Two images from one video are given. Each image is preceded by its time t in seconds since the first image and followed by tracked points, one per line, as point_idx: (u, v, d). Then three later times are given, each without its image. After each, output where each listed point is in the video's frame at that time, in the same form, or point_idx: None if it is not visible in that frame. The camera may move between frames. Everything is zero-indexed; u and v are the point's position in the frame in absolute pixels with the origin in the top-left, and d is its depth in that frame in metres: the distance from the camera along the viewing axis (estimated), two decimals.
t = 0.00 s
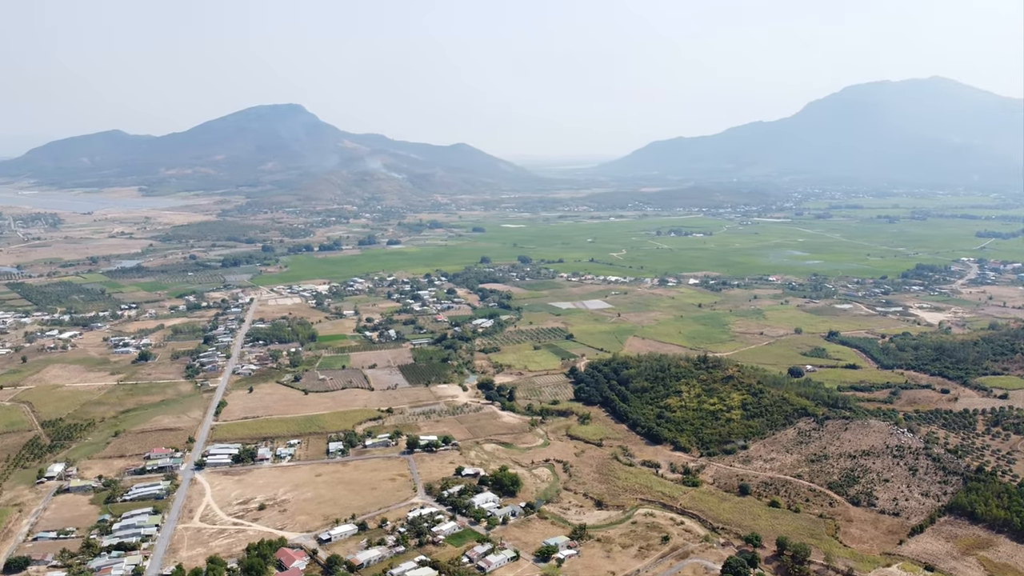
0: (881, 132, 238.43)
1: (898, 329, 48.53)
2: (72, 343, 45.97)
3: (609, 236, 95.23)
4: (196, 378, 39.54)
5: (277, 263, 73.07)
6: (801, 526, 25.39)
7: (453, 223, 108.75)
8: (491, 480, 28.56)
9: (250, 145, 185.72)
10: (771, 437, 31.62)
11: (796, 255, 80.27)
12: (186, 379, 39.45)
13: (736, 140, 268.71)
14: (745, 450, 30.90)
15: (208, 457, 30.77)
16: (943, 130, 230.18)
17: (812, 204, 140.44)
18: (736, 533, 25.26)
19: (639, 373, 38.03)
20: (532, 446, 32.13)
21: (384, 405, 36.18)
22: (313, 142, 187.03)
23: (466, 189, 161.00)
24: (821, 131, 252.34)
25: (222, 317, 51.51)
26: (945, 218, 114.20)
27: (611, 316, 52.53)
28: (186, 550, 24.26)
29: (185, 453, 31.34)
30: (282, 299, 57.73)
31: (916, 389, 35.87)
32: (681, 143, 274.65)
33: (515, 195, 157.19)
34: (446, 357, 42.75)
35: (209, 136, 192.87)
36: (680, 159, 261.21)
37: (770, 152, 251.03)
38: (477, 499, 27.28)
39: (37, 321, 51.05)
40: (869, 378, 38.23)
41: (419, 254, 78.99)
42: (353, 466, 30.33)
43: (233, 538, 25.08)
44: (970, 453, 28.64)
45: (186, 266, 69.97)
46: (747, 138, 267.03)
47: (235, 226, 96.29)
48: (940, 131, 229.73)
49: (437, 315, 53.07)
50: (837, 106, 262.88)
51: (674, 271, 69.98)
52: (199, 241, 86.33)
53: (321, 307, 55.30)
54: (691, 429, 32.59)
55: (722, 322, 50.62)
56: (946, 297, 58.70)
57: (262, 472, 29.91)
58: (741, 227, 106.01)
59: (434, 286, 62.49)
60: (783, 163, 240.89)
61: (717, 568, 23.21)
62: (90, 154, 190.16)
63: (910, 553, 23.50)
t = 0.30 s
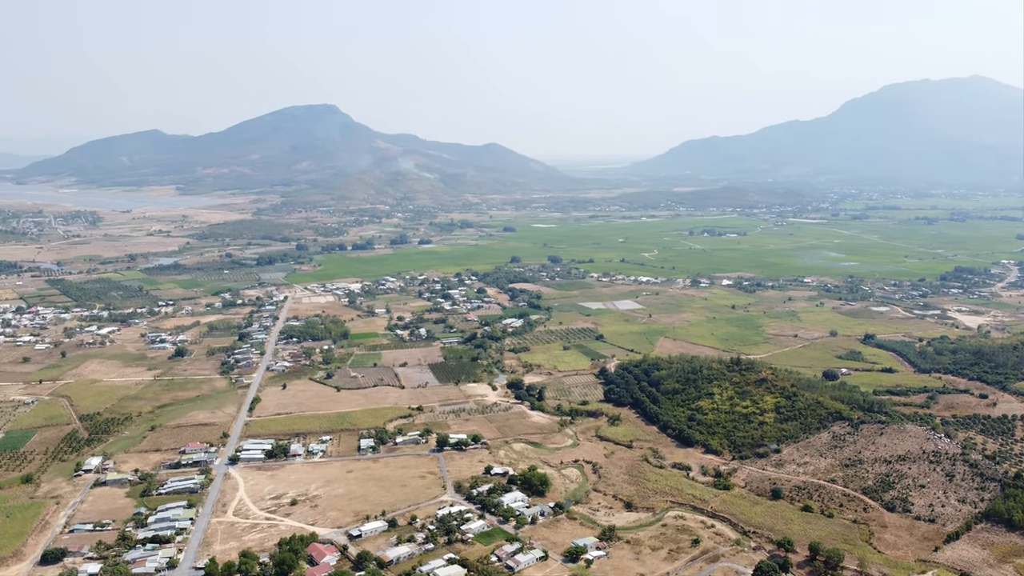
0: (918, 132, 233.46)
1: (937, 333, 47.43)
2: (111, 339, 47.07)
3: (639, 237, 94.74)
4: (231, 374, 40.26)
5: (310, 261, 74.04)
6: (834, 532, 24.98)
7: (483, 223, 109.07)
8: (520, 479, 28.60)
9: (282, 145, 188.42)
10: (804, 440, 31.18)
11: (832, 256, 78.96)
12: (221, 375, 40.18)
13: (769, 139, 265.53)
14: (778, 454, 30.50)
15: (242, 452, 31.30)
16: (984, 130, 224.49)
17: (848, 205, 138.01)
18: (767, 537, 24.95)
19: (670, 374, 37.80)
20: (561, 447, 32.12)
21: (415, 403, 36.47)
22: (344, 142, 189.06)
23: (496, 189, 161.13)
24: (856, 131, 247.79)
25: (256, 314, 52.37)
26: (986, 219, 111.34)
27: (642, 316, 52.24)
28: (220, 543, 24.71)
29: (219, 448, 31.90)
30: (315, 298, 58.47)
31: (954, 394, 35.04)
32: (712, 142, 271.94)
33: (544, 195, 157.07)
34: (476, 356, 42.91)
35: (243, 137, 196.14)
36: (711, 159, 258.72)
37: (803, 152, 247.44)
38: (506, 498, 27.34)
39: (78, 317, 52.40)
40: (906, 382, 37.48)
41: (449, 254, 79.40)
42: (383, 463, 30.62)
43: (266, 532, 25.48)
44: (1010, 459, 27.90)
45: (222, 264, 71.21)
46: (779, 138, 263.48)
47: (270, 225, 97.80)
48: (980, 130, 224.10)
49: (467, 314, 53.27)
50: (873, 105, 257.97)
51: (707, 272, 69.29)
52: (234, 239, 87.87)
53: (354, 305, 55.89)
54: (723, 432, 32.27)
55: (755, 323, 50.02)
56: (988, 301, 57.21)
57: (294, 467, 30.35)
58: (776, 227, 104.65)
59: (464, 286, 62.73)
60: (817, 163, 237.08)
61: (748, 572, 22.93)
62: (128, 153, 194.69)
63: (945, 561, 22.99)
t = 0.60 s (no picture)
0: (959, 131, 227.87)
1: (977, 337, 46.23)
2: (148, 335, 48.14)
3: (671, 237, 93.98)
4: (265, 371, 40.91)
5: (343, 260, 74.90)
6: (868, 537, 24.49)
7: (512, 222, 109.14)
8: (549, 479, 28.55)
9: (314, 146, 190.83)
10: (839, 444, 30.64)
11: (868, 258, 77.45)
12: (255, 372, 40.83)
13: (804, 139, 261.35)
14: (811, 458, 30.03)
15: (275, 448, 31.77)
16: None
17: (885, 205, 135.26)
18: (800, 542, 24.54)
19: (702, 376, 37.42)
20: (591, 447, 32.01)
21: (445, 402, 36.65)
22: (375, 142, 190.84)
23: (525, 189, 161.15)
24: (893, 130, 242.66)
25: (290, 312, 53.15)
26: None
27: (674, 317, 51.82)
28: (252, 538, 25.11)
29: (253, 443, 32.42)
30: (348, 296, 59.10)
31: (994, 399, 34.15)
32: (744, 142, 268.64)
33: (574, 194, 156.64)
34: (505, 355, 42.98)
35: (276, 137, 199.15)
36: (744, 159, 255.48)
37: (838, 151, 243.04)
38: (535, 498, 27.33)
39: (117, 313, 53.64)
40: (944, 386, 36.59)
41: (480, 253, 79.66)
42: (414, 460, 30.83)
43: (298, 527, 25.84)
44: None
45: (257, 262, 72.38)
46: (814, 138, 259.25)
47: (307, 224, 98.87)
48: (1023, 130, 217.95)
49: (497, 313, 53.39)
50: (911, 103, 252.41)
51: (740, 273, 68.45)
52: (269, 238, 89.24)
53: (385, 303, 56.37)
54: (755, 435, 31.85)
55: (789, 325, 49.27)
56: None
57: (326, 463, 30.72)
58: (811, 228, 102.95)
59: (495, 285, 62.86)
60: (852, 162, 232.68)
61: None
62: (166, 152, 199.03)
63: (983, 568, 22.40)
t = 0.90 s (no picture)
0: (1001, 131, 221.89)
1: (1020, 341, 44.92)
2: (184, 331, 49.15)
3: (703, 237, 93.04)
4: (298, 368, 41.51)
5: (375, 259, 75.61)
6: (903, 544, 23.97)
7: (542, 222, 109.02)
8: (579, 480, 28.49)
9: (346, 146, 192.92)
10: (874, 449, 30.05)
11: (907, 260, 75.78)
12: (289, 369, 41.46)
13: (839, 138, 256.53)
14: (846, 463, 29.50)
15: (307, 444, 32.21)
16: None
17: (924, 206, 132.28)
18: (833, 548, 24.13)
19: (734, 378, 36.99)
20: (621, 449, 31.86)
21: (475, 401, 36.78)
22: (405, 142, 192.30)
23: (555, 189, 160.88)
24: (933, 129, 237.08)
25: (323, 310, 53.83)
26: None
27: (706, 319, 51.30)
28: (284, 533, 25.50)
29: (286, 439, 32.91)
30: (379, 294, 59.63)
31: None
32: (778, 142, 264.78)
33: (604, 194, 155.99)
34: (535, 355, 43.00)
35: (308, 137, 201.75)
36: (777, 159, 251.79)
37: (875, 150, 238.17)
38: (564, 499, 27.29)
39: (154, 310, 54.84)
40: (984, 391, 35.64)
41: (511, 253, 79.73)
42: (443, 459, 31.01)
43: (329, 523, 26.16)
44: None
45: (291, 261, 73.43)
46: (849, 137, 254.44)
47: (339, 223, 100.11)
48: None
49: (527, 313, 53.41)
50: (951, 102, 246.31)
51: (774, 274, 67.49)
52: (303, 237, 90.47)
53: (417, 302, 56.78)
54: (789, 439, 31.38)
55: (824, 328, 48.43)
56: None
57: (357, 460, 31.06)
58: (848, 229, 101.07)
59: (525, 285, 62.89)
60: (890, 162, 227.88)
61: None
62: (202, 152, 203.02)
63: None
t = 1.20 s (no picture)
0: None
1: None
2: (220, 328, 50.12)
3: (736, 238, 91.90)
4: (331, 365, 42.05)
5: (407, 258, 76.21)
6: (940, 551, 23.37)
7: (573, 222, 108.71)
8: (608, 481, 28.36)
9: (378, 146, 194.78)
10: (911, 455, 29.39)
11: (947, 262, 73.93)
12: (322, 366, 42.03)
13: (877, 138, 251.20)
14: (881, 468, 28.90)
15: (339, 441, 32.61)
16: None
17: (965, 207, 128.93)
18: (868, 554, 23.63)
19: (767, 381, 36.47)
20: (651, 451, 31.65)
21: (504, 400, 36.85)
22: (436, 142, 193.41)
23: (586, 189, 160.35)
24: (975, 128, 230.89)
25: (355, 308, 54.46)
26: None
27: (739, 320, 50.66)
28: (315, 528, 25.84)
29: (318, 436, 33.37)
30: (411, 293, 60.10)
31: None
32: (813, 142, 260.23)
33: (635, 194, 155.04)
34: (565, 355, 42.93)
35: (341, 137, 204.07)
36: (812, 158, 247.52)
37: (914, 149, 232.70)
38: (593, 500, 27.20)
39: (192, 307, 56.03)
40: None
41: (541, 253, 79.70)
42: (473, 457, 31.13)
43: (359, 519, 26.45)
44: None
45: (324, 260, 74.41)
46: (887, 136, 249.02)
47: (371, 223, 101.23)
48: None
49: (557, 313, 53.36)
50: (994, 100, 239.50)
51: (809, 275, 66.37)
52: (336, 236, 91.62)
53: (447, 301, 57.09)
54: (822, 443, 30.85)
55: (861, 331, 47.49)
56: None
57: (387, 457, 31.35)
58: (885, 230, 98.92)
59: (555, 285, 62.80)
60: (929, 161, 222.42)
61: None
62: (237, 152, 206.67)
63: None
